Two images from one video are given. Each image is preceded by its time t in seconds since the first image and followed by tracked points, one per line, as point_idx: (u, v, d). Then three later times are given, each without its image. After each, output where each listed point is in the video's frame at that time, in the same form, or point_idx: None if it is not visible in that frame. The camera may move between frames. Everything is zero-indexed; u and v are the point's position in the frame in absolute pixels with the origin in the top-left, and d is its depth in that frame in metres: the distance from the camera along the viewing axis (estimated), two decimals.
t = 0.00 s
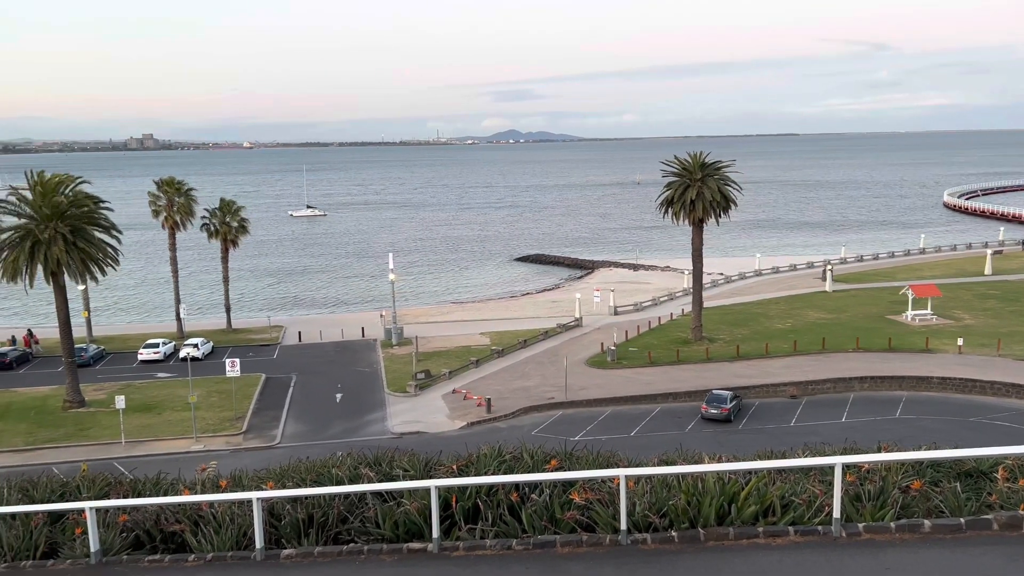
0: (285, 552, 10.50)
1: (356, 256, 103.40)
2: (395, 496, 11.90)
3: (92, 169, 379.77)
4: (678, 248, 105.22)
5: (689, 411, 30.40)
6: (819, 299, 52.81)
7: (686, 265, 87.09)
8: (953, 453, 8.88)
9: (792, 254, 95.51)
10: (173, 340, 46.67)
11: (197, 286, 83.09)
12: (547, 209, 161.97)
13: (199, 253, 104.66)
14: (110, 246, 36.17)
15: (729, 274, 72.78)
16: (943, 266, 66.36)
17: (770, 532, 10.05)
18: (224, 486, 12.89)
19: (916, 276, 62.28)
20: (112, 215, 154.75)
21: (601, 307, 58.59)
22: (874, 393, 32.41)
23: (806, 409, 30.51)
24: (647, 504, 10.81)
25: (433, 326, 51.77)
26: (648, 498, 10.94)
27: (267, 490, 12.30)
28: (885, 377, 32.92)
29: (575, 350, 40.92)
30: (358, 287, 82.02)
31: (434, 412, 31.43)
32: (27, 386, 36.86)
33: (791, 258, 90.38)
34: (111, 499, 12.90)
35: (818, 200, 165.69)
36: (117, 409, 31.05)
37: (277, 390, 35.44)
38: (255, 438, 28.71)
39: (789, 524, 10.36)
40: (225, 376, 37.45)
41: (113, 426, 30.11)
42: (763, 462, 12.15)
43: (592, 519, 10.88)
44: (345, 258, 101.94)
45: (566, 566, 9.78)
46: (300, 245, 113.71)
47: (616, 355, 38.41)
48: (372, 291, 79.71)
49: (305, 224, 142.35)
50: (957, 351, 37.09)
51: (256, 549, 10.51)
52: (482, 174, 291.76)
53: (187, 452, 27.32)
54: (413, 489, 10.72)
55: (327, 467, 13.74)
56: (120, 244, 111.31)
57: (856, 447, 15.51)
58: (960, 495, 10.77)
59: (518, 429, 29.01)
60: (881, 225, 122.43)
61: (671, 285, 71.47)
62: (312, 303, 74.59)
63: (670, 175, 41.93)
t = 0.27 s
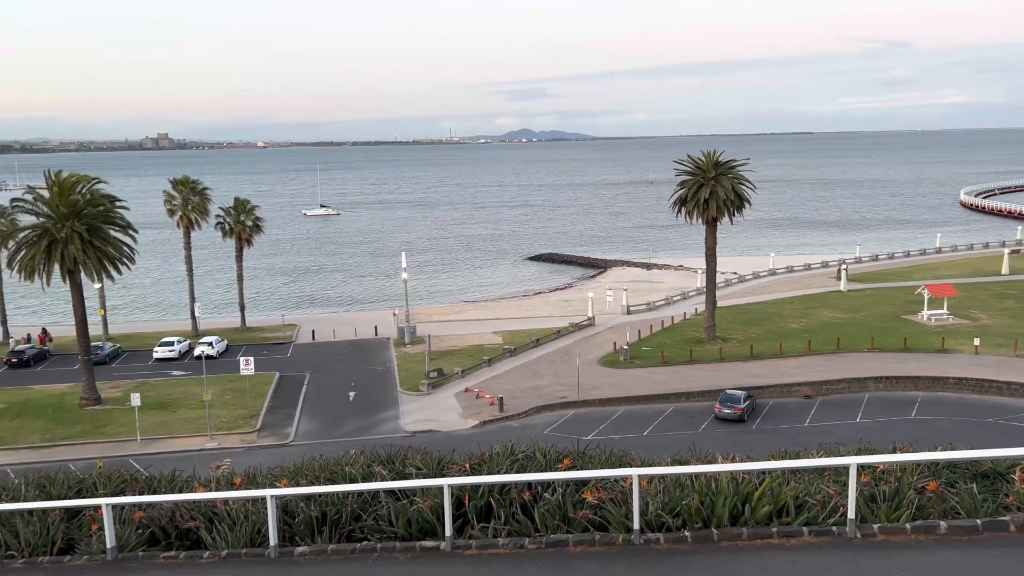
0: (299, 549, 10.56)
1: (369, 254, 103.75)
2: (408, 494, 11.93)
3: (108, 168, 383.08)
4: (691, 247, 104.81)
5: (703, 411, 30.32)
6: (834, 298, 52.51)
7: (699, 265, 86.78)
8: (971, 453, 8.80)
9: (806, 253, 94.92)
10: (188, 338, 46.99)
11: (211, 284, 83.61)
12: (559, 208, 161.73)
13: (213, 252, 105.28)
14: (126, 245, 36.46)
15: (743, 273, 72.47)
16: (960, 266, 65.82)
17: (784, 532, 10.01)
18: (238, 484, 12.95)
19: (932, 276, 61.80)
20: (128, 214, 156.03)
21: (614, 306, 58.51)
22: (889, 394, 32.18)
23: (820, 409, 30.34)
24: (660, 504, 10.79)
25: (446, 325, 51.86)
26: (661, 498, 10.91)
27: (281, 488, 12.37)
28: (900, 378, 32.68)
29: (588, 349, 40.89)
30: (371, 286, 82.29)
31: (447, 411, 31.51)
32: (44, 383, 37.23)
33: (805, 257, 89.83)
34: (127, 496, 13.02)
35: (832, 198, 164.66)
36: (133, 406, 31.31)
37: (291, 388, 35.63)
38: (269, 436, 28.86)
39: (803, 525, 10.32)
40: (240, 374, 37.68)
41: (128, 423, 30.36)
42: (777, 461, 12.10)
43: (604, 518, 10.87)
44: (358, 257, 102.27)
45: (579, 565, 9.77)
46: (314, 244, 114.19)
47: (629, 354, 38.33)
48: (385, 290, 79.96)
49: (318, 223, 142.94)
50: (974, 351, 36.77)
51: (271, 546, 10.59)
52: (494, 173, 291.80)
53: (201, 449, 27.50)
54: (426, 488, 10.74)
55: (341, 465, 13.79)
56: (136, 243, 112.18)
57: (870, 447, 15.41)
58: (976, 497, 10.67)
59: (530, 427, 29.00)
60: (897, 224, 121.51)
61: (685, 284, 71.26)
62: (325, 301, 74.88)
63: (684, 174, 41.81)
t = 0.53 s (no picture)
0: (312, 547, 10.60)
1: (382, 253, 104.04)
2: (421, 492, 11.95)
3: (123, 168, 386.11)
4: (705, 246, 104.43)
5: (716, 411, 30.20)
6: (849, 298, 52.20)
7: (713, 263, 86.40)
8: (989, 453, 8.70)
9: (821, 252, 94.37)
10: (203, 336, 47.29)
11: (225, 283, 84.11)
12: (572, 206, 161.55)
13: (227, 250, 105.92)
14: (141, 244, 36.72)
15: (757, 272, 72.14)
16: (976, 265, 65.24)
17: (798, 532, 9.96)
18: (252, 481, 13.03)
19: (948, 275, 61.30)
20: (143, 212, 157.29)
21: (627, 305, 58.40)
22: (904, 394, 31.97)
23: (834, 409, 30.16)
24: (673, 504, 10.75)
25: (459, 323, 51.94)
26: (674, 497, 10.89)
27: (294, 485, 12.41)
28: (915, 378, 32.44)
29: (600, 348, 40.82)
30: (384, 284, 82.51)
31: (459, 409, 31.55)
32: (60, 381, 37.57)
33: (820, 256, 89.33)
34: (142, 492, 13.11)
35: (847, 197, 163.61)
36: (148, 404, 31.54)
37: (304, 386, 35.79)
38: (283, 433, 29.01)
39: (817, 525, 10.26)
40: (254, 372, 37.87)
41: (143, 420, 30.60)
42: (791, 461, 12.04)
43: (617, 518, 10.85)
44: (371, 255, 102.60)
45: (591, 564, 9.76)
46: (327, 243, 114.63)
47: (642, 353, 38.25)
48: (397, 289, 80.16)
49: (332, 221, 143.53)
50: (990, 351, 36.44)
51: (284, 544, 10.63)
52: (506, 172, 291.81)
53: (216, 446, 27.67)
54: (439, 486, 10.76)
55: (354, 463, 13.83)
56: (151, 242, 113.02)
57: (886, 448, 15.30)
58: (993, 498, 10.57)
59: (543, 426, 29.00)
60: (913, 223, 120.54)
61: (698, 283, 71.03)
62: (339, 300, 75.18)
63: (697, 173, 41.68)
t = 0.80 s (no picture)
0: (325, 544, 10.65)
1: (394, 251, 104.27)
2: (433, 490, 11.97)
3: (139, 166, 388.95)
4: (718, 245, 103.99)
5: (729, 410, 30.09)
6: (863, 297, 51.86)
7: (726, 262, 86.01)
8: (1006, 454, 8.61)
9: (835, 251, 93.72)
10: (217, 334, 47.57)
11: (239, 280, 84.55)
12: (584, 204, 161.30)
13: (241, 249, 106.48)
14: (157, 242, 36.97)
15: (770, 271, 71.77)
16: (994, 264, 64.60)
17: (812, 533, 9.91)
18: (266, 478, 13.09)
19: (964, 274, 60.77)
20: (159, 211, 158.48)
21: (640, 303, 58.28)
22: (919, 394, 31.72)
23: (849, 409, 29.97)
24: (686, 503, 10.73)
25: (471, 322, 51.99)
26: (687, 497, 10.86)
27: (307, 482, 12.47)
28: (931, 377, 32.19)
29: (613, 347, 40.74)
30: (397, 283, 82.71)
31: (472, 408, 31.59)
32: (77, 377, 37.92)
33: (835, 255, 88.76)
34: (156, 488, 13.20)
35: (862, 195, 162.44)
36: (163, 401, 31.77)
37: (317, 384, 35.93)
38: (296, 430, 29.14)
39: (831, 525, 10.20)
40: (267, 370, 38.06)
41: (158, 417, 30.82)
42: (804, 461, 11.97)
43: (629, 517, 10.85)
44: (383, 254, 102.85)
45: (603, 562, 9.76)
46: (340, 241, 115.01)
47: (655, 352, 38.14)
48: (410, 287, 80.34)
49: (345, 220, 144.06)
50: (1007, 351, 36.10)
51: (297, 541, 10.67)
52: (519, 170, 291.61)
53: (230, 443, 27.83)
54: (451, 484, 10.78)
55: (367, 461, 13.87)
56: (165, 240, 113.79)
57: (902, 448, 15.18)
58: (1009, 499, 10.48)
59: (555, 425, 28.98)
60: (928, 221, 119.50)
61: (711, 282, 70.76)
62: (352, 298, 75.42)
63: (711, 171, 41.50)
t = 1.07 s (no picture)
0: (338, 541, 10.70)
1: (407, 250, 104.49)
2: (445, 488, 11.99)
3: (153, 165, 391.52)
4: (731, 243, 103.57)
5: (742, 409, 29.96)
6: (878, 296, 51.50)
7: (739, 261, 85.62)
8: None
9: (849, 250, 93.09)
10: (231, 332, 47.84)
11: (253, 278, 85.00)
12: (597, 203, 161.06)
13: (255, 247, 107.04)
14: (171, 240, 37.18)
15: (784, 270, 71.40)
16: (1011, 263, 63.95)
17: (826, 533, 9.86)
18: (279, 475, 13.15)
19: (981, 273, 60.21)
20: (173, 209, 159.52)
21: (652, 302, 58.16)
22: (934, 393, 31.47)
23: (863, 409, 29.77)
24: (698, 503, 10.70)
25: (484, 320, 52.03)
26: (700, 496, 10.82)
27: (320, 479, 12.51)
28: (946, 377, 31.92)
29: (625, 346, 40.64)
30: (409, 281, 82.87)
31: (484, 406, 31.61)
32: (92, 374, 38.24)
33: (849, 254, 88.20)
34: (170, 484, 13.28)
35: (877, 193, 161.32)
36: (177, 398, 31.98)
37: (330, 381, 36.06)
38: (309, 428, 29.25)
39: (845, 526, 10.15)
40: (281, 367, 38.22)
41: (172, 414, 31.02)
42: (818, 461, 11.90)
43: (641, 516, 10.83)
44: (396, 252, 103.07)
45: (616, 561, 9.74)
46: (353, 239, 115.38)
47: (667, 351, 38.03)
48: (422, 285, 80.49)
49: (358, 218, 144.64)
50: None
51: (310, 538, 10.72)
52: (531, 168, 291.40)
53: (243, 441, 27.98)
54: (463, 482, 10.79)
55: (379, 458, 13.90)
56: (180, 238, 114.52)
57: (917, 447, 15.05)
58: None
59: (567, 424, 28.96)
60: (944, 220, 118.48)
61: (724, 280, 70.46)
62: (364, 296, 75.64)
63: (724, 169, 41.30)
